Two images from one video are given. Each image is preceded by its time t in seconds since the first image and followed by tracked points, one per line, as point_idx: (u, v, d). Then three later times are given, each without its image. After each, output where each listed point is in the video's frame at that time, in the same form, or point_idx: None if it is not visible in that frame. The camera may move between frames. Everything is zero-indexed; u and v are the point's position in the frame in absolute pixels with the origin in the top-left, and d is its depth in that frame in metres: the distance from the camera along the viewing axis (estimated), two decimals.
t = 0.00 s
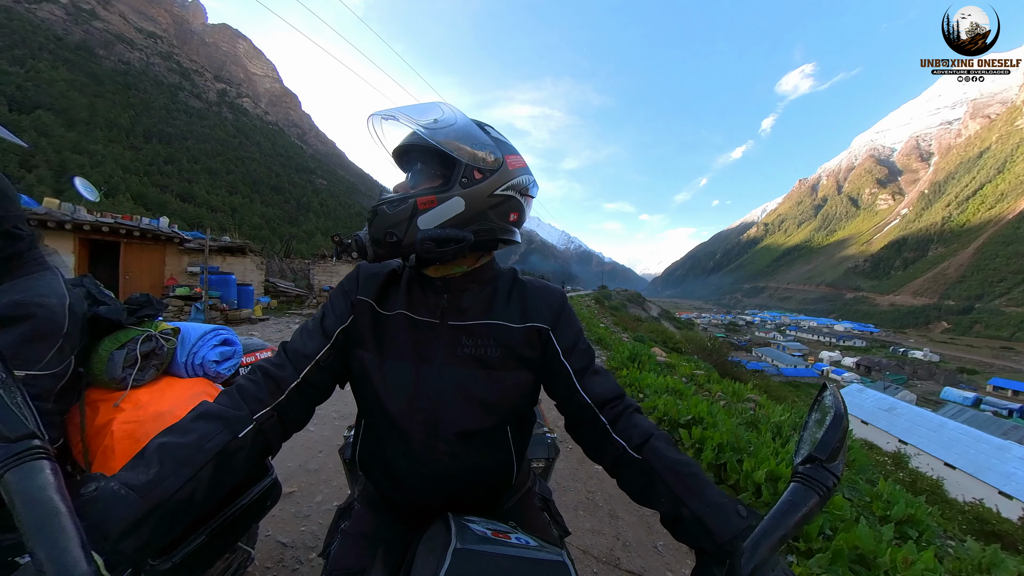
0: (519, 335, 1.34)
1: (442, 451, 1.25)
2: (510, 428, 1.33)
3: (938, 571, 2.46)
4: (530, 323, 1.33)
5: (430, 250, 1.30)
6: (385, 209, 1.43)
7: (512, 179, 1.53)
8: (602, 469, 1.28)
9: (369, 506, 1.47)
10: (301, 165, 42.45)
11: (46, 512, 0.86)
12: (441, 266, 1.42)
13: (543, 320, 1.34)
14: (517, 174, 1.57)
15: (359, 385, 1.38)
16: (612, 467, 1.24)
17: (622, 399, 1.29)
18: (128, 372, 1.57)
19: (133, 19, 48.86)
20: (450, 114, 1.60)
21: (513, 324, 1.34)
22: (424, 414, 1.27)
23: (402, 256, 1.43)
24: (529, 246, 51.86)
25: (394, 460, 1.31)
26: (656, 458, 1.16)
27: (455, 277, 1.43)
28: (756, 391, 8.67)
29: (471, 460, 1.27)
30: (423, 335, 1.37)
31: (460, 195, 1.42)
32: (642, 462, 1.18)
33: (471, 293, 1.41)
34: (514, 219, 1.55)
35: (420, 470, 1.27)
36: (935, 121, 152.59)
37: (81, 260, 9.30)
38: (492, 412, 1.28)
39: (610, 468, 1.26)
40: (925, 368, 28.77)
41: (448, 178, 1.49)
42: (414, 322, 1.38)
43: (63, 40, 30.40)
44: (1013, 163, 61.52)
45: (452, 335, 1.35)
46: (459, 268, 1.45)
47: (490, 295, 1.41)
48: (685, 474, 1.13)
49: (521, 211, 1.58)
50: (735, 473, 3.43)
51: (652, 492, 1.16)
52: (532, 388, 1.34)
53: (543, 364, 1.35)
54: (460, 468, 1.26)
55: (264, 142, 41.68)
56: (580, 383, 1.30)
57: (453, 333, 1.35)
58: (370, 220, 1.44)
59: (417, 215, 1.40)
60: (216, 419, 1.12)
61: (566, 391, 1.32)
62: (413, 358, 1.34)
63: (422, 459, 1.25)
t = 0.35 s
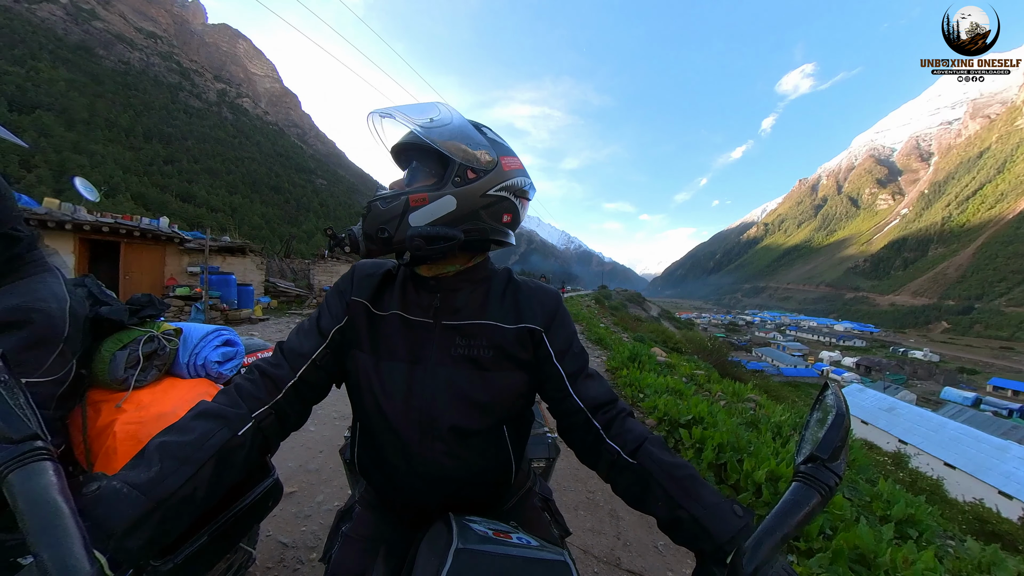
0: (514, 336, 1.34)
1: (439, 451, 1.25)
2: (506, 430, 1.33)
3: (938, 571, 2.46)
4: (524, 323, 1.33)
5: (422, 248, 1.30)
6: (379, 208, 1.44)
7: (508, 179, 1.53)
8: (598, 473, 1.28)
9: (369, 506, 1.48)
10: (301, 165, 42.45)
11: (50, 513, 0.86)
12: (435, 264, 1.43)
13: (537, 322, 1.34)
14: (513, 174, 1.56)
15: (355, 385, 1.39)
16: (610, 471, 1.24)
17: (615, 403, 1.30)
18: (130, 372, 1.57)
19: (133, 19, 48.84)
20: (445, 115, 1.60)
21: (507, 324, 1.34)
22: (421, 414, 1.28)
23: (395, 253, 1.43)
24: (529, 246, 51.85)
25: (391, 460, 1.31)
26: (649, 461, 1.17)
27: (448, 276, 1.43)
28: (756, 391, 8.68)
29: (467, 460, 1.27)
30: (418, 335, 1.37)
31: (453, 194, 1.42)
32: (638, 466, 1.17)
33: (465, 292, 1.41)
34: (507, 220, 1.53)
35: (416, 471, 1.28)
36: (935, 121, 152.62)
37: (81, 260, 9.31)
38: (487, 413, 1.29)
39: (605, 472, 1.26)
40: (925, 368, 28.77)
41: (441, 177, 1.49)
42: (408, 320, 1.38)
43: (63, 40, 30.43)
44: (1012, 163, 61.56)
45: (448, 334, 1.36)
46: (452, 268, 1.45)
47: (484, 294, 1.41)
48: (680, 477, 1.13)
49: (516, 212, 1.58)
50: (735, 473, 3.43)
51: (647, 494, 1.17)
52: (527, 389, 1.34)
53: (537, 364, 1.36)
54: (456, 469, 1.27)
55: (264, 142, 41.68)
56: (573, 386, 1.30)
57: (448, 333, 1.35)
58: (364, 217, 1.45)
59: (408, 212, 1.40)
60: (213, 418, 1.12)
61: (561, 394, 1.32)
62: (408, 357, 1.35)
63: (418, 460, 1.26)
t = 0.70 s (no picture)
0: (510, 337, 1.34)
1: (434, 449, 1.26)
2: (501, 430, 1.33)
3: (936, 571, 2.47)
4: (520, 323, 1.33)
5: (412, 244, 1.29)
6: (372, 203, 1.44)
7: (502, 177, 1.52)
8: (592, 475, 1.28)
9: (367, 508, 1.49)
10: (301, 165, 42.46)
11: (45, 510, 0.85)
12: (429, 261, 1.42)
13: (533, 321, 1.34)
14: (508, 171, 1.55)
15: (352, 385, 1.39)
16: (605, 475, 1.24)
17: (610, 405, 1.30)
18: (128, 372, 1.57)
19: (133, 19, 48.82)
20: (439, 111, 1.60)
21: (503, 323, 1.33)
22: (416, 416, 1.27)
23: (389, 250, 1.44)
24: (529, 246, 51.80)
25: (388, 460, 1.32)
26: (644, 462, 1.16)
27: (443, 274, 1.43)
28: (756, 391, 8.67)
29: (461, 461, 1.27)
30: (413, 334, 1.37)
31: (445, 191, 1.42)
32: (633, 468, 1.17)
33: (459, 289, 1.41)
34: (501, 218, 1.51)
35: (412, 471, 1.28)
36: (935, 121, 152.56)
37: (81, 260, 9.31)
38: (482, 412, 1.28)
39: (601, 475, 1.25)
40: (925, 368, 28.79)
41: (435, 173, 1.48)
42: (403, 319, 1.38)
43: (63, 40, 30.40)
44: (1013, 163, 61.51)
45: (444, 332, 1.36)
46: (446, 265, 1.45)
47: (480, 292, 1.41)
48: (676, 478, 1.12)
49: (512, 211, 1.56)
50: (735, 473, 3.43)
51: (643, 497, 1.16)
52: (523, 389, 1.34)
53: (532, 364, 1.35)
54: (451, 468, 1.26)
55: (264, 142, 41.68)
56: (570, 387, 1.29)
57: (442, 332, 1.35)
58: (358, 213, 1.46)
59: (401, 209, 1.40)
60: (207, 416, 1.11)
61: (556, 395, 1.32)
62: (403, 356, 1.35)
63: (413, 461, 1.26)
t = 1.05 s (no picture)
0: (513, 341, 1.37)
1: (438, 452, 1.26)
2: (505, 431, 1.34)
3: (938, 569, 2.48)
4: (526, 326, 1.34)
5: (422, 245, 1.30)
6: (380, 201, 1.45)
7: (515, 178, 1.53)
8: (596, 476, 1.28)
9: (370, 510, 1.50)
10: (301, 165, 42.47)
11: (50, 513, 0.87)
12: (438, 260, 1.43)
13: (539, 325, 1.35)
14: (521, 173, 1.56)
15: (356, 387, 1.40)
16: (609, 476, 1.24)
17: (614, 408, 1.31)
18: (134, 373, 1.58)
19: (133, 19, 48.82)
20: (455, 107, 1.61)
21: (510, 325, 1.34)
22: (420, 419, 1.28)
23: (396, 250, 1.44)
24: (529, 246, 51.76)
25: (391, 460, 1.33)
26: (646, 463, 1.18)
27: (449, 274, 1.44)
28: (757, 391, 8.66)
29: (464, 463, 1.28)
30: (418, 334, 1.38)
31: (457, 191, 1.43)
32: (634, 468, 1.18)
33: (467, 290, 1.42)
34: (513, 220, 1.53)
35: (418, 470, 1.28)
36: (935, 121, 152.59)
37: (81, 260, 9.30)
38: (487, 415, 1.29)
39: (603, 477, 1.27)
40: (925, 368, 28.81)
41: (447, 173, 1.50)
42: (407, 320, 1.38)
43: (62, 40, 30.38)
44: (1013, 162, 61.54)
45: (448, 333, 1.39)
46: (453, 265, 1.45)
47: (485, 294, 1.42)
48: (676, 477, 1.14)
49: (522, 213, 1.58)
50: (737, 472, 3.44)
51: (647, 497, 1.17)
52: (527, 391, 1.35)
53: (538, 368, 1.36)
54: (455, 471, 1.27)
55: (264, 142, 41.68)
56: (575, 392, 1.31)
57: (447, 334, 1.36)
58: (366, 211, 1.47)
59: (411, 208, 1.41)
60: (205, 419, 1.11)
61: (561, 398, 1.32)
62: (410, 355, 1.36)
63: (417, 463, 1.27)
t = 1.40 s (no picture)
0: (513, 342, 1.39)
1: (441, 454, 1.28)
2: (508, 431, 1.36)
3: (939, 566, 2.50)
4: (528, 327, 1.35)
5: (426, 248, 1.31)
6: (381, 203, 1.47)
7: (517, 180, 1.55)
8: (598, 474, 1.30)
9: (374, 513, 1.52)
10: (301, 165, 42.49)
11: (58, 518, 0.87)
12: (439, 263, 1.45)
13: (541, 325, 1.36)
14: (523, 174, 1.59)
15: (357, 389, 1.41)
16: (611, 475, 1.27)
17: (616, 408, 1.33)
18: (141, 376, 1.59)
19: (132, 19, 48.75)
20: (459, 108, 1.63)
21: (511, 326, 1.36)
22: (422, 421, 1.30)
23: (397, 251, 1.45)
24: (529, 246, 51.74)
25: (393, 462, 1.34)
26: (650, 461, 1.19)
27: (450, 276, 1.45)
28: (758, 391, 8.67)
29: (466, 465, 1.30)
30: (419, 337, 1.39)
31: (461, 193, 1.44)
32: (637, 467, 1.20)
33: (467, 292, 1.44)
34: (515, 223, 1.56)
35: (420, 470, 1.30)
36: (935, 121, 152.60)
37: (81, 260, 9.31)
38: (488, 417, 1.31)
39: (606, 476, 1.28)
40: (925, 368, 28.83)
41: (450, 174, 1.52)
42: (407, 321, 1.41)
43: (62, 40, 30.40)
44: (1012, 163, 61.56)
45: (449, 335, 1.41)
46: (454, 267, 1.47)
47: (487, 293, 1.45)
48: (679, 474, 1.16)
49: (524, 215, 1.61)
50: (739, 471, 3.46)
51: (650, 495, 1.19)
52: (529, 394, 1.37)
53: (541, 370, 1.37)
54: (459, 473, 1.29)
55: (263, 142, 41.67)
56: (576, 392, 1.33)
57: (448, 335, 1.37)
58: (367, 212, 1.48)
59: (415, 209, 1.43)
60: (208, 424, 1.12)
61: (563, 399, 1.34)
62: (411, 357, 1.38)
63: (420, 466, 1.29)
